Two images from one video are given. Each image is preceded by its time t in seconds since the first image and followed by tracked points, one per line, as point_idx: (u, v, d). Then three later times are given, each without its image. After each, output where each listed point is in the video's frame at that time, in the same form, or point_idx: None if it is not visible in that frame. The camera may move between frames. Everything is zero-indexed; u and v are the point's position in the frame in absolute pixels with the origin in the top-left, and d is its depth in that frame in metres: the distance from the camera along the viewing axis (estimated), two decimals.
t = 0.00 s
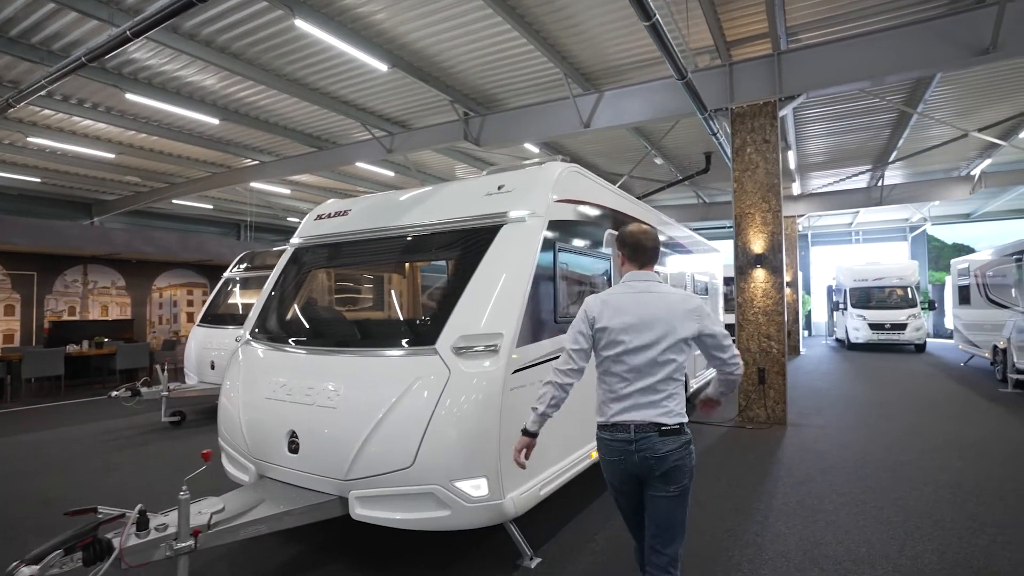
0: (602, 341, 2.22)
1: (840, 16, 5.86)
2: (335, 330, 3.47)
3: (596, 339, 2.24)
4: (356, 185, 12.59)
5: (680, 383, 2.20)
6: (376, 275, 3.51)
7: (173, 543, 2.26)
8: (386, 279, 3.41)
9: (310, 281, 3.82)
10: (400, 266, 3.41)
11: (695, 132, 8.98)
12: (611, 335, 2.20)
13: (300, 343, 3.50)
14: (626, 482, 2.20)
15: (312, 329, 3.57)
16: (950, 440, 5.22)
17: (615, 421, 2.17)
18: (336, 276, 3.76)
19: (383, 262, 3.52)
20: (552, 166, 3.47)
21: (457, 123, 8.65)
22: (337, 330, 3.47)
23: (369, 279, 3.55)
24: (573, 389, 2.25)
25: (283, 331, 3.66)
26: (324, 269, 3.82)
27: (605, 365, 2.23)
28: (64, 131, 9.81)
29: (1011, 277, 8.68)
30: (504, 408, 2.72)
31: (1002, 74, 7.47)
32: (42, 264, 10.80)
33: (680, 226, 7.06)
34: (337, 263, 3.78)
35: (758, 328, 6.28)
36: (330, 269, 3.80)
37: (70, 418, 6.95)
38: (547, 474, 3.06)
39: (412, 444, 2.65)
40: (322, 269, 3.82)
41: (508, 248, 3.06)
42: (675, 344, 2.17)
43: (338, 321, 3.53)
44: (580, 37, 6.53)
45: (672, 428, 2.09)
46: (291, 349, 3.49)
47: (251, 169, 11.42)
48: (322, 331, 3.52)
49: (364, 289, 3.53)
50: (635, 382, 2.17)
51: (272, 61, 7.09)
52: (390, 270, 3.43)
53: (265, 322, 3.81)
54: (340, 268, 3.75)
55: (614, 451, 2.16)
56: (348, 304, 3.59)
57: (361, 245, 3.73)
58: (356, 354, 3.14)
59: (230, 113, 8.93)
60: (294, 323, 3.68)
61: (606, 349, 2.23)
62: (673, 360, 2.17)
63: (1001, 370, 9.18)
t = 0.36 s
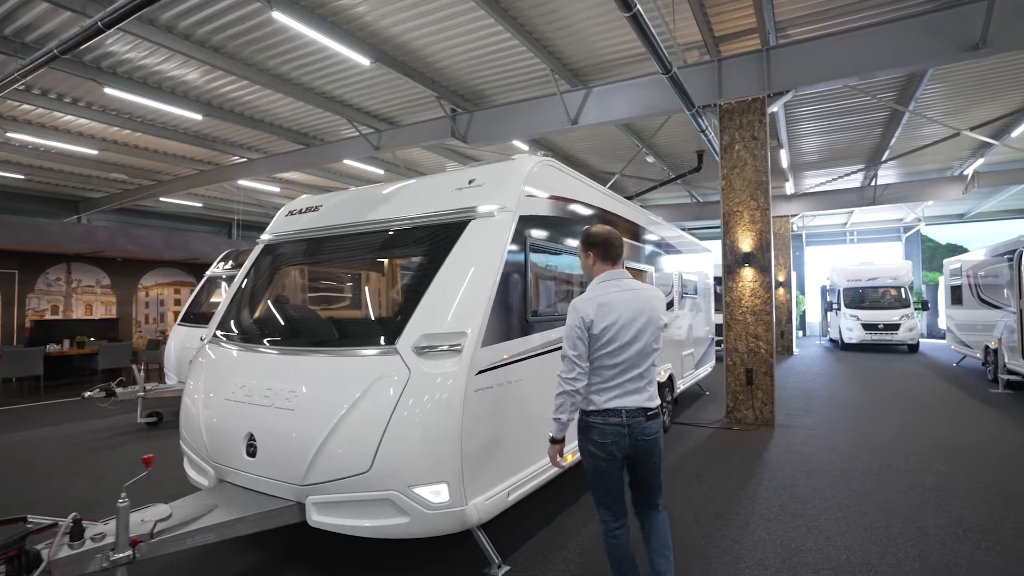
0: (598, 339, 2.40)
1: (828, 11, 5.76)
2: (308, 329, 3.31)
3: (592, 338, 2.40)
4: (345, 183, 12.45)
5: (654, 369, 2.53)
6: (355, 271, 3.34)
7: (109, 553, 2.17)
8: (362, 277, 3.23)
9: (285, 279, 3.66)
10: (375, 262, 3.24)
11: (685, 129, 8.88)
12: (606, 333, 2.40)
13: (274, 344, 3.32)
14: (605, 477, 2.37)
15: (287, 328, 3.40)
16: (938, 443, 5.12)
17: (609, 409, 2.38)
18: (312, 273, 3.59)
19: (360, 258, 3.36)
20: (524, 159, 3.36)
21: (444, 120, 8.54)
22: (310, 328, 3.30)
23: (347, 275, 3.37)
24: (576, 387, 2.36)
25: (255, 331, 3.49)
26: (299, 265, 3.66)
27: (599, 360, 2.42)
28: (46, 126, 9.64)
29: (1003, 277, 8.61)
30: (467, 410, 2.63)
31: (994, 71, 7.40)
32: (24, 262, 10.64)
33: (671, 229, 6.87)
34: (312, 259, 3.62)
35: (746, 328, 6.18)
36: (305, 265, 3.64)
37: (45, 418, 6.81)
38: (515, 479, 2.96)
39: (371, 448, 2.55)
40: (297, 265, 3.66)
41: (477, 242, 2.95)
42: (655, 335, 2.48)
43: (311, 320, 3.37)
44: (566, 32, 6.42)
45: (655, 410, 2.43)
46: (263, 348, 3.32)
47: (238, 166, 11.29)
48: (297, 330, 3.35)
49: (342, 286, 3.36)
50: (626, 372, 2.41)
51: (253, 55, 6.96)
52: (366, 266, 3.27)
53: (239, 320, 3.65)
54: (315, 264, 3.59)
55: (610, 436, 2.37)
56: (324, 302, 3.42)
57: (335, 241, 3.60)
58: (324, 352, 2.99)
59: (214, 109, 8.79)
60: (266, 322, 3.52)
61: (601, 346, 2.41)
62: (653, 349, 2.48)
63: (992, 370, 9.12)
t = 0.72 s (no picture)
0: (608, 333, 2.57)
1: (819, 4, 5.64)
2: (282, 328, 3.11)
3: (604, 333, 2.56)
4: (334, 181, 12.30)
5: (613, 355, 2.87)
6: (335, 267, 3.13)
7: (41, 568, 2.07)
8: (342, 276, 3.02)
9: (261, 275, 3.47)
10: (352, 260, 3.06)
11: (676, 126, 8.77)
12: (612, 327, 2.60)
13: (248, 345, 3.11)
14: (586, 476, 2.50)
15: (263, 327, 3.20)
16: (929, 446, 5.01)
17: (614, 398, 2.59)
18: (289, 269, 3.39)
19: (336, 254, 3.17)
20: (497, 152, 3.25)
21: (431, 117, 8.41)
22: (285, 328, 3.10)
23: (325, 271, 3.16)
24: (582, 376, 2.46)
25: (230, 330, 3.29)
26: (275, 262, 3.48)
27: (602, 353, 2.59)
28: (27, 122, 9.47)
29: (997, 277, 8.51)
30: (431, 414, 2.51)
31: (988, 67, 7.31)
32: (6, 261, 10.45)
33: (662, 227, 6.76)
34: (290, 255, 3.42)
35: (736, 328, 6.06)
36: (282, 261, 3.45)
37: (19, 419, 6.65)
38: (485, 486, 2.83)
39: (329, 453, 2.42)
40: (275, 262, 3.47)
41: (445, 237, 2.84)
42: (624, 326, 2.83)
43: (287, 318, 3.17)
44: (553, 26, 6.29)
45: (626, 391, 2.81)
46: (232, 349, 3.12)
47: (225, 164, 11.13)
48: (271, 329, 3.15)
49: (320, 281, 3.15)
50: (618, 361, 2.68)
51: (234, 49, 6.81)
52: (343, 263, 3.09)
53: (210, 318, 3.45)
54: (292, 262, 3.40)
55: (614, 423, 2.58)
56: (301, 299, 3.20)
57: (309, 236, 3.43)
58: (289, 352, 2.84)
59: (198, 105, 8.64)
60: (239, 321, 3.32)
61: (607, 340, 2.58)
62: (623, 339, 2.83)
63: (986, 371, 9.03)
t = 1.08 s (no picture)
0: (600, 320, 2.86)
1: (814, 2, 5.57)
2: (262, 327, 3.00)
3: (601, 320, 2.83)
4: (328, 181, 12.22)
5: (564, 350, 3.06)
6: (319, 264, 3.02)
7: None
8: (328, 274, 2.90)
9: (243, 274, 3.36)
10: (334, 258, 2.96)
11: (672, 125, 8.70)
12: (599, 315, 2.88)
13: (230, 346, 2.99)
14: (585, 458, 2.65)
15: (244, 326, 3.09)
16: (924, 449, 4.94)
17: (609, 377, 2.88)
18: (271, 268, 3.29)
19: (319, 253, 3.07)
20: (477, 150, 3.19)
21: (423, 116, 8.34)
22: (265, 327, 2.98)
23: (309, 269, 3.06)
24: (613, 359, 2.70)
25: (212, 330, 3.16)
26: (257, 261, 3.38)
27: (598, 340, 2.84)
28: (18, 121, 9.39)
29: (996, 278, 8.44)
30: (403, 419, 2.44)
31: (986, 65, 7.23)
32: None
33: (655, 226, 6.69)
34: (273, 254, 3.32)
35: (729, 329, 5.98)
36: (265, 259, 3.34)
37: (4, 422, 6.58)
38: (462, 492, 2.77)
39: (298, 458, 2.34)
40: (257, 261, 3.36)
41: (422, 236, 2.77)
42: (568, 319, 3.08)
43: (270, 317, 3.04)
44: (545, 24, 6.22)
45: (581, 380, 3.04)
46: (208, 351, 3.02)
47: (218, 163, 11.05)
48: (252, 328, 3.03)
49: (304, 279, 3.03)
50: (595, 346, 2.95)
51: (223, 48, 6.73)
52: (325, 262, 2.98)
53: (187, 320, 3.34)
54: (276, 260, 3.29)
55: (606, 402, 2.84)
56: (284, 298, 3.09)
57: (290, 236, 3.35)
58: (262, 354, 2.75)
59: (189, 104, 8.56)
60: (219, 322, 3.21)
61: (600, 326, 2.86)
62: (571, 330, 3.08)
63: (984, 372, 8.95)
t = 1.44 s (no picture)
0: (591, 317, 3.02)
1: None
2: (244, 327, 2.94)
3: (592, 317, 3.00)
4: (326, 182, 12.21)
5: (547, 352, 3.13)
6: (302, 264, 2.97)
7: None
8: (313, 274, 2.84)
9: (229, 275, 3.30)
10: (318, 259, 2.91)
11: (669, 125, 8.64)
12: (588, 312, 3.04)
13: (213, 347, 2.90)
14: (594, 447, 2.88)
15: (226, 326, 3.02)
16: (921, 451, 4.87)
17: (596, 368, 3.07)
18: (255, 268, 3.23)
19: (302, 253, 3.02)
20: (459, 149, 3.16)
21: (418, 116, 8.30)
22: (246, 327, 2.92)
23: (293, 268, 3.00)
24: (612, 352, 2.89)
25: (195, 331, 3.10)
26: (241, 261, 3.32)
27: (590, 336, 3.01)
28: (15, 122, 9.39)
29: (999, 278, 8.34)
30: (379, 421, 2.40)
31: (985, 63, 7.16)
32: None
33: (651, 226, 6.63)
34: (257, 253, 3.26)
35: (724, 330, 5.92)
36: (249, 259, 3.29)
37: None
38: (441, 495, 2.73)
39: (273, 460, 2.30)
40: (242, 261, 3.31)
41: (401, 235, 2.74)
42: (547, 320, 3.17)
43: (253, 316, 2.97)
44: (539, 23, 6.17)
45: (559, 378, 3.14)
46: (188, 352, 2.96)
47: (216, 164, 11.04)
48: (233, 328, 2.97)
49: (289, 279, 2.96)
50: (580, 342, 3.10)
51: (217, 48, 6.71)
52: (313, 262, 2.91)
53: (170, 321, 3.29)
54: (260, 260, 3.23)
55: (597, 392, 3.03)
56: (266, 298, 3.02)
57: (275, 235, 3.31)
58: (239, 355, 2.70)
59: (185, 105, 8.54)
60: (203, 323, 3.14)
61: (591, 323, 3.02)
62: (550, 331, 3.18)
63: (985, 374, 8.87)
